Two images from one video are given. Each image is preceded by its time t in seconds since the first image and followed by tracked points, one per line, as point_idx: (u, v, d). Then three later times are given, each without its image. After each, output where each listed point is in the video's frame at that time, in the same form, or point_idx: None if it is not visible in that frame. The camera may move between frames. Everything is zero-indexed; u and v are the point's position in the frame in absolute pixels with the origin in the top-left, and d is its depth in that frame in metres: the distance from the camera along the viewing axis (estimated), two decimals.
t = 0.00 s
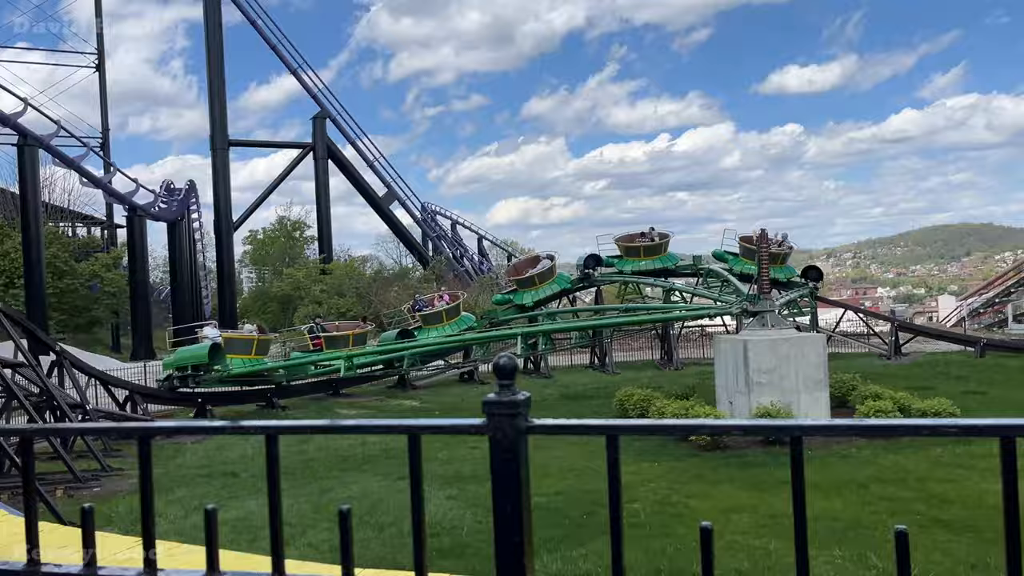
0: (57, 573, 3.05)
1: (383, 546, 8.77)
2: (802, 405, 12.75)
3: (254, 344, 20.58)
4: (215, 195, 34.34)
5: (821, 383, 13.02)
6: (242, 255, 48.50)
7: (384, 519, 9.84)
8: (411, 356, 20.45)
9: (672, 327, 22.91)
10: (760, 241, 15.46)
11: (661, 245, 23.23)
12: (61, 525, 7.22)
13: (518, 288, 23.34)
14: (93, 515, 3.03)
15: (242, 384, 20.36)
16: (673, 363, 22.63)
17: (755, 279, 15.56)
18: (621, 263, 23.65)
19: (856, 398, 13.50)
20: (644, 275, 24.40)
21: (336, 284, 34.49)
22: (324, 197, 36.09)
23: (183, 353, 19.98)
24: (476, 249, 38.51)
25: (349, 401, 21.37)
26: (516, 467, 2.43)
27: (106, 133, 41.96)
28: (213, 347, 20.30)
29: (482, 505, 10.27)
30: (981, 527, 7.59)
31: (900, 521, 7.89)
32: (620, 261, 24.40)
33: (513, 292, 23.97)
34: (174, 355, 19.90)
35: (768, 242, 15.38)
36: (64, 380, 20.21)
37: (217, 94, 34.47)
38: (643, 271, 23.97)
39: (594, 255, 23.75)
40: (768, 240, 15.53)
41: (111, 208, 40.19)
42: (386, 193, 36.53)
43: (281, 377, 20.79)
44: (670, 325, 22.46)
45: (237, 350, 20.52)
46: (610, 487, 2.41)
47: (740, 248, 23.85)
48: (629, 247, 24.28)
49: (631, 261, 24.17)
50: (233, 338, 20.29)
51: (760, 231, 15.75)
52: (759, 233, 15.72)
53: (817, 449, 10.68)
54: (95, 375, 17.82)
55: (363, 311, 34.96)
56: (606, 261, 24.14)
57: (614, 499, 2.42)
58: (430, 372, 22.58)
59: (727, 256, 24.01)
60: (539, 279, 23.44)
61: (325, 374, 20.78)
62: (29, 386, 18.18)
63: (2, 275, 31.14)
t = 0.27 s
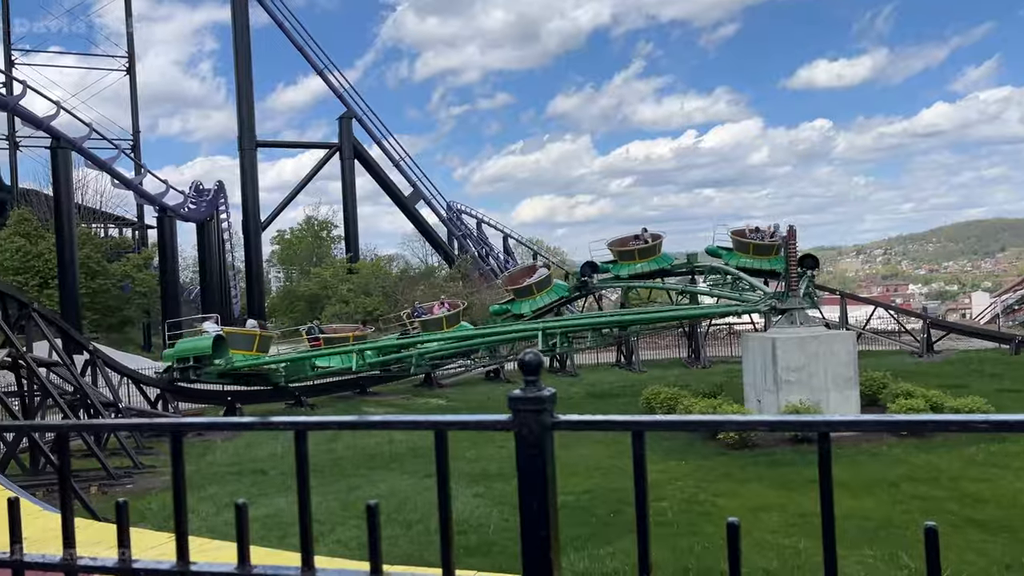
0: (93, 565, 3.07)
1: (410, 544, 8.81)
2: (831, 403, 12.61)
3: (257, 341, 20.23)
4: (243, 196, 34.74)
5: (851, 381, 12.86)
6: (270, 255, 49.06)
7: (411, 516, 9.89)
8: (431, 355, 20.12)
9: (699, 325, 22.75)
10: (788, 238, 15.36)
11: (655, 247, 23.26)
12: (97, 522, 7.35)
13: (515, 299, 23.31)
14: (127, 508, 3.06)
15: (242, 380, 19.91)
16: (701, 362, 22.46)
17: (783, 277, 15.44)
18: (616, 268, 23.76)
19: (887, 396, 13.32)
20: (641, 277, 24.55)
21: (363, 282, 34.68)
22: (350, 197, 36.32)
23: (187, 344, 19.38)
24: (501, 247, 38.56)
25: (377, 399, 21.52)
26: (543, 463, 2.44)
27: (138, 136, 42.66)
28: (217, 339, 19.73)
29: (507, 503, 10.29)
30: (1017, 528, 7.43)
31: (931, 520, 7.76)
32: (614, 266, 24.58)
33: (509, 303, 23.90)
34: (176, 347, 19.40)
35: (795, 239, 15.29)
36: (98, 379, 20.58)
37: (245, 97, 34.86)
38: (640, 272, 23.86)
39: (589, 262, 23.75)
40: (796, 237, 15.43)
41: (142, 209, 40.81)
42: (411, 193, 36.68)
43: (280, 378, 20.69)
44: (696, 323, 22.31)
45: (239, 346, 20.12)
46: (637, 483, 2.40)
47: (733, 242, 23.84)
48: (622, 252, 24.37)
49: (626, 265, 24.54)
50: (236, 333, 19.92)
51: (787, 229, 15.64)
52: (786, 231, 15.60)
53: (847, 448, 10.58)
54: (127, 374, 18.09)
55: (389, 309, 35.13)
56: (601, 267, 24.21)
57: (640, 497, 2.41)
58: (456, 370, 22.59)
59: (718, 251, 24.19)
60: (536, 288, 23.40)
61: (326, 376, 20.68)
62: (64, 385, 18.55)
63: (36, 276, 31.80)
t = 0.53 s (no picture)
0: (121, 559, 3.12)
1: (436, 542, 8.86)
2: (861, 401, 12.46)
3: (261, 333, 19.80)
4: (271, 197, 35.13)
5: (883, 379, 12.67)
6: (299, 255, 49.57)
7: (438, 514, 9.92)
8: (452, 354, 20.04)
9: (727, 323, 22.57)
10: (817, 235, 15.24)
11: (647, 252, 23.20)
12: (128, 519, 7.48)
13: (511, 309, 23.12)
14: (155, 504, 3.10)
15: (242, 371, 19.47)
16: (729, 360, 22.28)
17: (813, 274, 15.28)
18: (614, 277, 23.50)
19: (919, 395, 13.12)
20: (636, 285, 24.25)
21: (390, 282, 34.87)
22: (377, 197, 36.54)
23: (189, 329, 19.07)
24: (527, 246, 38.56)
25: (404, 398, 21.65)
26: (565, 460, 2.43)
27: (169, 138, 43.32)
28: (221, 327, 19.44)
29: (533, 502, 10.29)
30: None
31: (965, 521, 7.62)
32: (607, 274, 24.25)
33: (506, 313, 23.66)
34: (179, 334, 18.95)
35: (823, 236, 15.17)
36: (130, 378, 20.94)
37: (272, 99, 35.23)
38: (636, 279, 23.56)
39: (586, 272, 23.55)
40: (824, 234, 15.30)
41: (172, 210, 41.38)
42: (437, 192, 36.79)
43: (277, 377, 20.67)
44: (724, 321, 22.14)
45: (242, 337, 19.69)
46: (659, 479, 2.39)
47: (724, 238, 24.02)
48: (616, 260, 24.30)
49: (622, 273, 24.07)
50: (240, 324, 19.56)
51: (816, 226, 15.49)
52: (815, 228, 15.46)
53: (878, 448, 10.45)
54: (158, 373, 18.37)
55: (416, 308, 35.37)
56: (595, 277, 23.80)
57: (664, 493, 2.40)
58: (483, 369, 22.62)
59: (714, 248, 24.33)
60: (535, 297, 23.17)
61: (324, 378, 20.40)
62: (97, 383, 18.90)
63: (70, 277, 32.42)
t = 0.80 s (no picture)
0: (153, 556, 3.17)
1: (464, 540, 8.89)
2: (894, 399, 12.28)
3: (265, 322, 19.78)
4: (299, 197, 35.48)
5: (915, 377, 12.48)
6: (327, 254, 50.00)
7: (465, 512, 9.95)
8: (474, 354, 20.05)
9: (756, 321, 22.35)
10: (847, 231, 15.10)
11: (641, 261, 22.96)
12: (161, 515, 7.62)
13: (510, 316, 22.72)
14: (184, 502, 3.14)
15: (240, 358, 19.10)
16: (758, 358, 22.05)
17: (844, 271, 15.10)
18: (610, 288, 23.04)
19: (953, 394, 12.89)
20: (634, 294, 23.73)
21: (416, 281, 35.16)
22: (404, 196, 36.69)
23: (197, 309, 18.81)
24: (554, 244, 38.50)
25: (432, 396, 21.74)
26: (588, 459, 2.43)
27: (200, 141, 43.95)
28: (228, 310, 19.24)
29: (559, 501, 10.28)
30: None
31: (1002, 522, 7.45)
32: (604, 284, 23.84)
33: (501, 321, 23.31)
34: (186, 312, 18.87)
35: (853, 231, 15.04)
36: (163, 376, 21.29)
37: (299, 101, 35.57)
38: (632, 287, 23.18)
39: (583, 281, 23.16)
40: (855, 230, 15.16)
41: (202, 211, 41.95)
42: (464, 191, 36.86)
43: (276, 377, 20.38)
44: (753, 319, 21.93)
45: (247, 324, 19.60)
46: (684, 479, 2.37)
47: (717, 239, 23.55)
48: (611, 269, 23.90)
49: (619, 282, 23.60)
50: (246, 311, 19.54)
51: (846, 222, 15.34)
52: (845, 224, 15.29)
53: (910, 447, 10.29)
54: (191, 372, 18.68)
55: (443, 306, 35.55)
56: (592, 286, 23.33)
57: (688, 491, 2.38)
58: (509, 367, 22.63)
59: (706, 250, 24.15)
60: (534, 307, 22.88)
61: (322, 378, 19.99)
62: (131, 382, 19.26)
63: (103, 278, 33.01)
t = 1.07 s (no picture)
0: (184, 551, 3.22)
1: (491, 539, 8.91)
2: (926, 398, 12.10)
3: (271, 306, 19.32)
4: (327, 198, 35.77)
5: (948, 376, 12.29)
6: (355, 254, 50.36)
7: (492, 511, 9.97)
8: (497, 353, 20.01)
9: (785, 319, 22.12)
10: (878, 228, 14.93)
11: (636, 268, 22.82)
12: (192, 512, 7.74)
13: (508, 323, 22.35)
14: (214, 498, 3.18)
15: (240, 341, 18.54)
16: (787, 357, 21.81)
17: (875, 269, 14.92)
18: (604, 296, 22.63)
19: (987, 393, 12.66)
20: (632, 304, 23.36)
21: (443, 280, 35.28)
22: (430, 196, 36.78)
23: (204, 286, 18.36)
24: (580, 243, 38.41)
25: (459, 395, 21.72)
26: (613, 458, 2.42)
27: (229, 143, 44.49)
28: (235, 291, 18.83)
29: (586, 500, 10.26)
30: None
31: None
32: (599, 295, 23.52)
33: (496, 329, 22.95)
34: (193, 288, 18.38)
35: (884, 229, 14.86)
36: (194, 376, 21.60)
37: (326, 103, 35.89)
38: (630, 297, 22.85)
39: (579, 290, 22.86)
40: (885, 227, 14.98)
41: (231, 212, 42.46)
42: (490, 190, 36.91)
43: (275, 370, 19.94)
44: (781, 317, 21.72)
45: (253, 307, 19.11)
46: (709, 479, 2.36)
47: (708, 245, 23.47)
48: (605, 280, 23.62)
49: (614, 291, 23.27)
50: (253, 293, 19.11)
51: (877, 219, 15.16)
52: (876, 221, 15.12)
53: (944, 447, 10.13)
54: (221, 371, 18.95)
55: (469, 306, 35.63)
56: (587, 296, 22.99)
57: (714, 489, 2.36)
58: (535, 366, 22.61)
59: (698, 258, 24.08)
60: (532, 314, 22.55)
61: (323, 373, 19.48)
62: (163, 381, 19.57)
63: (136, 278, 33.57)
